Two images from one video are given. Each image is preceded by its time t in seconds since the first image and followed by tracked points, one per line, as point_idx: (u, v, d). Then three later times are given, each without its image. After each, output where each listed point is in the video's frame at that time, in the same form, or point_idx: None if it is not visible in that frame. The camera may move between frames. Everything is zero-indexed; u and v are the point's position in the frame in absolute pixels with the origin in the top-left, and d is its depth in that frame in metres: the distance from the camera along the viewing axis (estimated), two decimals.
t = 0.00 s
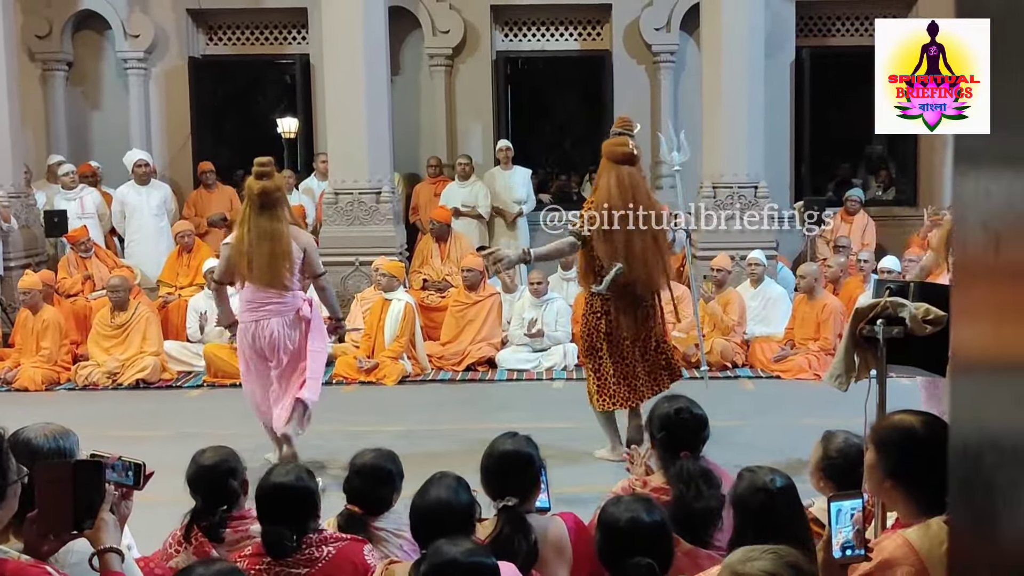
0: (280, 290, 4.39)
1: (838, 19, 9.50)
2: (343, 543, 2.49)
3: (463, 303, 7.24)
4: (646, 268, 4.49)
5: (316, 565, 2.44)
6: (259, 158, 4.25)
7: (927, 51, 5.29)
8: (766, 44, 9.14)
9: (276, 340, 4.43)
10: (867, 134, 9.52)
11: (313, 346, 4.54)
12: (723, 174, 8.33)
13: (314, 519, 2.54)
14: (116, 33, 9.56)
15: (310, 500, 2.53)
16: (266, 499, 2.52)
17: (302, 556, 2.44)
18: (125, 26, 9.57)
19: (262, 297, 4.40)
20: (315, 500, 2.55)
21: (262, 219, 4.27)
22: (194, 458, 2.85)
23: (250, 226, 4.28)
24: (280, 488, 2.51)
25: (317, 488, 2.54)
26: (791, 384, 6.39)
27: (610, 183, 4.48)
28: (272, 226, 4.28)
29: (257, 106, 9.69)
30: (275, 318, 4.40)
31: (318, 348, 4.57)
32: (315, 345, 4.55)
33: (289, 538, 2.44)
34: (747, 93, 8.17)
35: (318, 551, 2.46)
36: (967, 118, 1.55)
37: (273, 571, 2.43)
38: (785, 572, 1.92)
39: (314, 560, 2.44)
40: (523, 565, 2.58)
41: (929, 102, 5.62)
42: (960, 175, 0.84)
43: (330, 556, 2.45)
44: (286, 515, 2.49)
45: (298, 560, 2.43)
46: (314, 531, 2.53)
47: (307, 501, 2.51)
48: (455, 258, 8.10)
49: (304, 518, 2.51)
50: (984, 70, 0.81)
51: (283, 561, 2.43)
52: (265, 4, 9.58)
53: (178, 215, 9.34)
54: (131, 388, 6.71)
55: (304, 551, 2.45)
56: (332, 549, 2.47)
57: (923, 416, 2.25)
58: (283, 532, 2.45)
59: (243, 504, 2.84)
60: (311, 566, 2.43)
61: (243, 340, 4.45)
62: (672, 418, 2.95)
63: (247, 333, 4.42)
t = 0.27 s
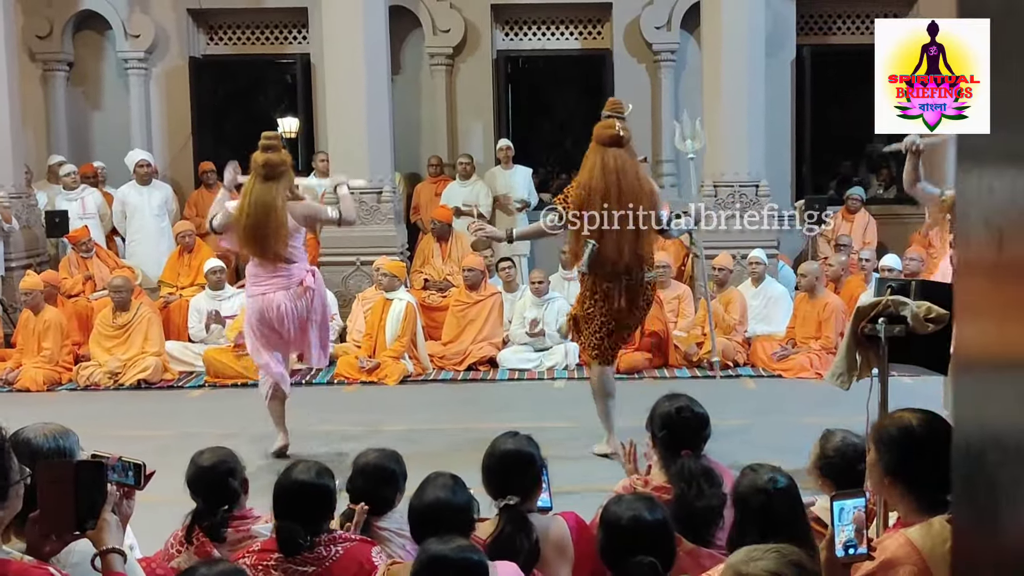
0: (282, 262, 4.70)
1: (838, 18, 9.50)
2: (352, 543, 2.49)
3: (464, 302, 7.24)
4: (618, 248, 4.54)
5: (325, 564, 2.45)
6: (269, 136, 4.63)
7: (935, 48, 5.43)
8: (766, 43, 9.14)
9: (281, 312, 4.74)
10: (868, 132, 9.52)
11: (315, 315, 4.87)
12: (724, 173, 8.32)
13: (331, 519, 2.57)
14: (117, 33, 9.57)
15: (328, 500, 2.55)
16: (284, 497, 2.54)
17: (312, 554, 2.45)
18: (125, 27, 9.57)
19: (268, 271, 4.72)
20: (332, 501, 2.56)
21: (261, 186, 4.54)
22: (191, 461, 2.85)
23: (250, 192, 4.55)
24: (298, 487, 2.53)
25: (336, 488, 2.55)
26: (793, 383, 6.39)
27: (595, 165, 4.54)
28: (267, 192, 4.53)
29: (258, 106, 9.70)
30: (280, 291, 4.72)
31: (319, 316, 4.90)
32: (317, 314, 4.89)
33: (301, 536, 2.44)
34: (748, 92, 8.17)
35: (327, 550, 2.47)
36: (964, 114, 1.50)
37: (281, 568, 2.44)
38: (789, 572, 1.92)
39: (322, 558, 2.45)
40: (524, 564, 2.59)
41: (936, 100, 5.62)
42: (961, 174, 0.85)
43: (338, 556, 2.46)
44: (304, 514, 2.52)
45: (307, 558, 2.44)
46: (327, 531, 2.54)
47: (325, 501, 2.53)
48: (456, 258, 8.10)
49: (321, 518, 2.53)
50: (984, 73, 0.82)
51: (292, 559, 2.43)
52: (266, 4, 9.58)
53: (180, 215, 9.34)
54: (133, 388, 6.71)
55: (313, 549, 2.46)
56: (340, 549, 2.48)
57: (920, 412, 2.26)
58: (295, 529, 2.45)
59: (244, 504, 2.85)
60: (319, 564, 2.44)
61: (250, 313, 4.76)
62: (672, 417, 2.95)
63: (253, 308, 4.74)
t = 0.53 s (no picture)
0: (300, 281, 4.72)
1: (847, 20, 9.50)
2: (362, 544, 2.50)
3: (471, 304, 7.25)
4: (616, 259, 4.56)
5: (336, 563, 2.46)
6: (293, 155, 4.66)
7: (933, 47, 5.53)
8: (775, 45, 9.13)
9: (295, 329, 4.76)
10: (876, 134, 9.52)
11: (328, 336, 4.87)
12: (733, 174, 8.33)
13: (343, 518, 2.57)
14: (127, 36, 9.59)
15: (341, 500, 2.55)
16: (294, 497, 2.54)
17: (323, 555, 2.46)
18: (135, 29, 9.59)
19: (284, 288, 4.73)
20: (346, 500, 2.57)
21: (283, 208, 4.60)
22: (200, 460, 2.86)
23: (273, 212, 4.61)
24: (311, 487, 2.53)
25: (350, 488, 2.55)
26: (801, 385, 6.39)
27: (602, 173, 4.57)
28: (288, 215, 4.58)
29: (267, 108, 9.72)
30: (294, 310, 4.73)
31: (333, 337, 4.89)
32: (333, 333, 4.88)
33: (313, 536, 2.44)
34: (757, 94, 8.17)
35: (338, 550, 2.48)
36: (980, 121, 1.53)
37: (293, 567, 2.45)
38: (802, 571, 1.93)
39: (333, 558, 2.46)
40: (534, 565, 2.60)
41: (939, 101, 5.61)
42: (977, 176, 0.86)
43: (349, 556, 2.47)
44: (317, 514, 2.52)
45: (320, 558, 2.45)
46: (339, 531, 2.54)
47: (338, 501, 2.53)
48: (464, 259, 8.11)
49: (333, 518, 2.53)
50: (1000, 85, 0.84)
51: (306, 558, 2.44)
52: (275, 6, 9.60)
53: (189, 217, 9.36)
54: (142, 389, 6.73)
55: (324, 549, 2.47)
56: (352, 548, 2.49)
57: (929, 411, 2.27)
58: (307, 528, 2.45)
59: (253, 504, 2.86)
60: (331, 564, 2.45)
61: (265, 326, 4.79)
62: (682, 418, 2.95)
63: (270, 321, 4.76)
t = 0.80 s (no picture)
0: (322, 274, 4.86)
1: (857, 20, 9.49)
2: (370, 544, 2.51)
3: (482, 305, 7.27)
4: (628, 257, 4.58)
5: (344, 564, 2.47)
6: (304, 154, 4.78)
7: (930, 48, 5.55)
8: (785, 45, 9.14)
9: (319, 319, 4.87)
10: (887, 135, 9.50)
11: (348, 327, 5.03)
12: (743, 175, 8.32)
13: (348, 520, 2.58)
14: (139, 38, 9.64)
15: (345, 500, 2.57)
16: (301, 496, 2.55)
17: (331, 555, 2.47)
18: (147, 31, 9.63)
19: (307, 280, 4.86)
20: (350, 500, 2.59)
21: (301, 206, 4.71)
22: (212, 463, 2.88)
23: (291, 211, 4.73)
24: (315, 488, 2.54)
25: (353, 488, 2.57)
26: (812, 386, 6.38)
27: (622, 174, 4.65)
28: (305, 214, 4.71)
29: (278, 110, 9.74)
30: (318, 300, 4.85)
31: (352, 328, 5.05)
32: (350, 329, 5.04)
33: (320, 536, 2.46)
34: (767, 94, 8.16)
35: (346, 551, 2.49)
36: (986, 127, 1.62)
37: (302, 568, 2.46)
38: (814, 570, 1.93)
39: (342, 559, 2.47)
40: (544, 565, 2.60)
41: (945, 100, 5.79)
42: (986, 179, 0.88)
43: (357, 556, 2.48)
44: (322, 515, 2.53)
45: (327, 559, 2.46)
46: (344, 532, 2.55)
47: (342, 500, 2.55)
48: (475, 260, 8.11)
49: (339, 519, 2.55)
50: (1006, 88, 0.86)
51: (314, 560, 2.46)
52: (286, 8, 9.62)
53: (200, 218, 9.39)
54: (154, 389, 6.75)
55: (332, 551, 2.48)
56: (359, 549, 2.49)
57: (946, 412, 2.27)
58: (314, 529, 2.47)
59: (266, 505, 2.87)
60: (339, 565, 2.46)
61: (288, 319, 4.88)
62: (692, 419, 2.95)
63: (292, 315, 4.85)
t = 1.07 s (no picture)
0: (340, 283, 5.06)
1: (868, 22, 9.48)
2: (375, 545, 2.52)
3: (492, 306, 7.26)
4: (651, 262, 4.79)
5: (349, 567, 2.48)
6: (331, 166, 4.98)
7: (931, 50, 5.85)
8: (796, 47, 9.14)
9: (336, 326, 5.10)
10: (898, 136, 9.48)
11: (371, 334, 5.18)
12: (753, 178, 8.30)
13: (348, 521, 2.59)
14: (151, 40, 9.67)
15: (345, 502, 2.59)
16: (302, 500, 2.56)
17: (336, 558, 2.48)
18: (159, 33, 9.67)
19: (326, 289, 5.09)
20: (349, 502, 2.60)
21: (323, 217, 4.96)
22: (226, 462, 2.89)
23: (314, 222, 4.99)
24: (315, 492, 2.55)
25: (351, 490, 2.59)
26: (822, 388, 6.38)
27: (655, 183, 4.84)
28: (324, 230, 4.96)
29: (289, 112, 9.75)
30: (333, 309, 5.08)
31: (377, 335, 5.19)
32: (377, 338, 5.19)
33: (322, 538, 2.47)
34: (777, 95, 8.16)
35: (351, 553, 2.50)
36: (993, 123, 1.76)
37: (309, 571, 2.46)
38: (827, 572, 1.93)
39: (347, 561, 2.48)
40: (555, 567, 2.61)
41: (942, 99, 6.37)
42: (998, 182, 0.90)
43: (362, 558, 2.49)
44: (323, 518, 2.54)
45: (332, 561, 2.47)
46: (347, 533, 2.56)
47: (342, 503, 2.56)
48: (486, 262, 8.12)
49: (339, 520, 2.56)
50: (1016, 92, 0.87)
51: (317, 563, 2.46)
52: (297, 10, 9.65)
53: (211, 219, 9.42)
54: (165, 390, 6.78)
55: (336, 553, 2.49)
56: (364, 550, 2.50)
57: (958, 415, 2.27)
58: (316, 531, 2.48)
59: (277, 506, 2.87)
60: (344, 567, 2.47)
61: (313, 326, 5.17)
62: (703, 422, 2.95)
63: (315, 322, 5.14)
